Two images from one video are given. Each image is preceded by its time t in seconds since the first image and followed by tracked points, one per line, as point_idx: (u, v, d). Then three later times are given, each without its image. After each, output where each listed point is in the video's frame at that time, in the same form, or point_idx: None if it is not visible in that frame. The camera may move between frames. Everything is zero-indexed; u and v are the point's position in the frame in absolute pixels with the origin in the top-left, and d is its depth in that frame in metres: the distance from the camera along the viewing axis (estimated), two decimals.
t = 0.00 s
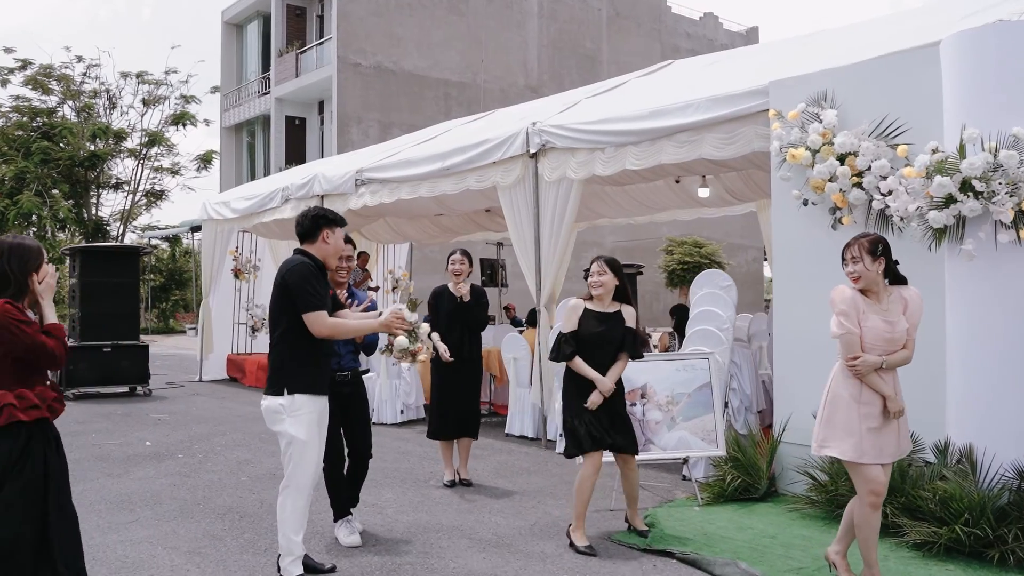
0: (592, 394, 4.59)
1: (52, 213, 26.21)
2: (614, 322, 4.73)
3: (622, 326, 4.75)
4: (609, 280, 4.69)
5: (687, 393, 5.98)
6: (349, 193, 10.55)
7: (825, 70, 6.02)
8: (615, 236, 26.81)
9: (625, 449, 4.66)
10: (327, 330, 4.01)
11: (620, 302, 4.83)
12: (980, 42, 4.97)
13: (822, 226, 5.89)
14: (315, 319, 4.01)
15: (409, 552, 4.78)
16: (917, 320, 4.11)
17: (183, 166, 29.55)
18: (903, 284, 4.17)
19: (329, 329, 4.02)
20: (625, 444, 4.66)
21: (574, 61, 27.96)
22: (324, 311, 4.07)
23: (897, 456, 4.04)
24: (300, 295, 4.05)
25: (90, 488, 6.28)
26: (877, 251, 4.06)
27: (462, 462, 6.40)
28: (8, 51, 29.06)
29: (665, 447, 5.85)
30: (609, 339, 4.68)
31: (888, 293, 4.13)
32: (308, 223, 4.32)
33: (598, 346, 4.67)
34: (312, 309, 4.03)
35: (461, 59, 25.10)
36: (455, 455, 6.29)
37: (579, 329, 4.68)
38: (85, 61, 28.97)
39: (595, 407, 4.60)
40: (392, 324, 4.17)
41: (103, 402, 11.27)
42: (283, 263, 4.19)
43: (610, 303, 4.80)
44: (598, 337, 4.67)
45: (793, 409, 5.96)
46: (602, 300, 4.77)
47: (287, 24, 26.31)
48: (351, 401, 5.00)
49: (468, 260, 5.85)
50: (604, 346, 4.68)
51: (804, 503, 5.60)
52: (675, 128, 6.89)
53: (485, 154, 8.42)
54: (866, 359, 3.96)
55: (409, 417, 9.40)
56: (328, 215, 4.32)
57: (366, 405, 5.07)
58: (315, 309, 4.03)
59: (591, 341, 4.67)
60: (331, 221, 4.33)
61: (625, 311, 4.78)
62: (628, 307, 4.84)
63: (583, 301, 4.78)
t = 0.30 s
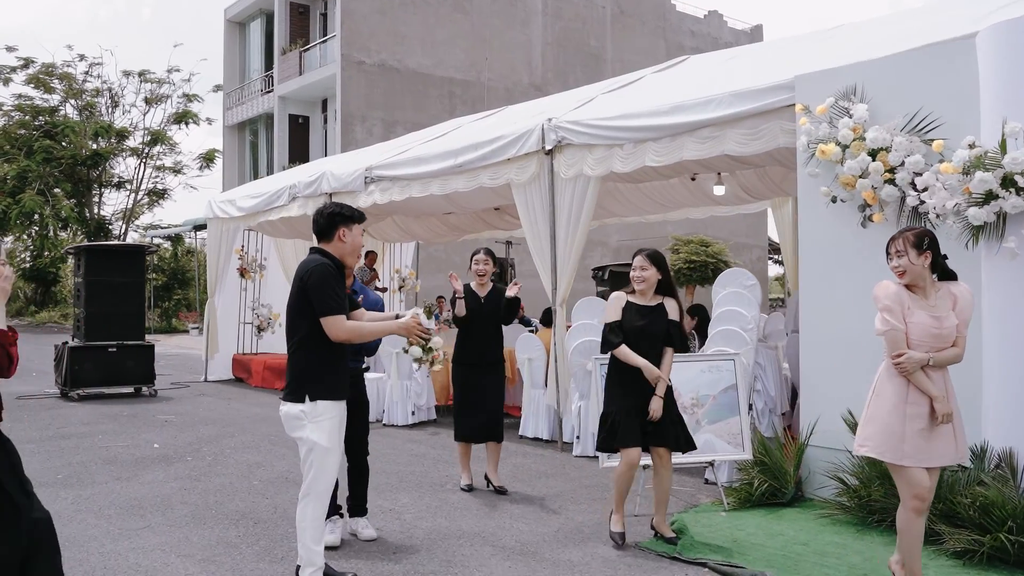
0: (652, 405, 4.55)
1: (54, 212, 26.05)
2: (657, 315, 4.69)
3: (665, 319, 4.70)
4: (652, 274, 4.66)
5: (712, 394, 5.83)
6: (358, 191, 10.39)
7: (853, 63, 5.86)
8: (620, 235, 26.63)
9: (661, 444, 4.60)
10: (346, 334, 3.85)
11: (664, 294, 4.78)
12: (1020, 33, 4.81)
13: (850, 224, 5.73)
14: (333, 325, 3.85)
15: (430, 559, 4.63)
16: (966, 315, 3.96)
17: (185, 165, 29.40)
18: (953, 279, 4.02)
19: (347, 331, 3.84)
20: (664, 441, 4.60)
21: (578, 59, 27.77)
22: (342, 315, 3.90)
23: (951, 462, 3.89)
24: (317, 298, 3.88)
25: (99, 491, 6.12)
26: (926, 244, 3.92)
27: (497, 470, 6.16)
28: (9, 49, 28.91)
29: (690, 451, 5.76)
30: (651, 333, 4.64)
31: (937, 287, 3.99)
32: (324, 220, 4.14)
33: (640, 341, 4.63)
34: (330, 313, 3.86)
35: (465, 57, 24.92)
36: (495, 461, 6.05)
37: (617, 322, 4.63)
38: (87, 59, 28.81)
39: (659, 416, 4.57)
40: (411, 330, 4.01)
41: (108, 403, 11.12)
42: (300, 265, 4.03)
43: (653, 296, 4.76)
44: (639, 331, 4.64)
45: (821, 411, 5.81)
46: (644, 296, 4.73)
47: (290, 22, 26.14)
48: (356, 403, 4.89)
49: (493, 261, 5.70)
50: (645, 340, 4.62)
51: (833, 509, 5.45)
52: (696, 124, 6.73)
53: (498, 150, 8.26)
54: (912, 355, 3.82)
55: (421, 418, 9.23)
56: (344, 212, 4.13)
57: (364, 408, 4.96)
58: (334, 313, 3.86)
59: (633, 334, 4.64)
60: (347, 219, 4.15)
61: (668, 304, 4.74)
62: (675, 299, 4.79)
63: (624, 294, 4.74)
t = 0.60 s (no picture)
0: (687, 405, 4.56)
1: (59, 211, 25.93)
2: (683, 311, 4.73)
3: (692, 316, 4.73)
4: (682, 275, 4.80)
5: (735, 397, 5.68)
6: (367, 189, 10.24)
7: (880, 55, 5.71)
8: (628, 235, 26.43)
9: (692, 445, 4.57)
10: (358, 334, 3.65)
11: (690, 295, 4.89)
12: None
13: (877, 221, 5.58)
14: (345, 324, 3.66)
15: (448, 567, 4.47)
16: (1011, 316, 3.79)
17: (191, 165, 29.27)
18: (997, 279, 3.85)
19: (355, 328, 3.65)
20: (695, 442, 4.57)
21: (585, 58, 27.58)
22: (354, 314, 3.71)
23: (995, 469, 3.72)
24: (327, 299, 3.70)
25: (106, 495, 5.98)
26: (968, 243, 3.76)
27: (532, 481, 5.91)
28: (14, 49, 28.81)
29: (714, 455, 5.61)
30: (677, 331, 4.64)
31: (980, 288, 3.82)
32: (334, 217, 3.95)
33: (667, 338, 4.65)
34: (341, 312, 3.67)
35: (472, 55, 24.74)
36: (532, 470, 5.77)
37: (654, 303, 4.62)
38: (92, 58, 28.69)
39: (694, 416, 4.56)
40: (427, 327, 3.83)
41: (114, 403, 10.97)
42: (311, 264, 3.85)
43: (681, 297, 4.85)
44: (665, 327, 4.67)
45: (847, 414, 5.65)
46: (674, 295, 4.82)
47: (296, 20, 25.99)
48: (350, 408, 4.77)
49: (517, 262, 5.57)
50: (671, 337, 4.64)
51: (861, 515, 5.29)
52: (716, 119, 6.58)
53: (512, 147, 8.11)
54: (949, 358, 3.67)
55: (432, 420, 9.09)
56: (353, 207, 3.92)
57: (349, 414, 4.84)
58: (345, 311, 3.68)
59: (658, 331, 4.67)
60: (358, 215, 3.94)
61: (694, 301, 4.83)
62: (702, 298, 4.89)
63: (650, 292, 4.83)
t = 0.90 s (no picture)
0: (716, 407, 4.38)
1: (70, 211, 25.89)
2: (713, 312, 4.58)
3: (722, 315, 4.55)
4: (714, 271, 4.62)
5: (764, 400, 5.52)
6: (379, 187, 10.07)
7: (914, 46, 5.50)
8: (640, 234, 26.23)
9: (721, 449, 4.36)
10: (372, 334, 3.33)
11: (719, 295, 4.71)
12: None
13: (910, 218, 5.38)
14: (358, 321, 3.35)
15: None
16: None
17: (200, 164, 29.20)
18: None
19: (374, 332, 3.33)
20: (723, 446, 4.38)
21: (596, 55, 27.36)
22: (369, 314, 3.40)
23: None
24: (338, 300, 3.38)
25: (116, 500, 5.83)
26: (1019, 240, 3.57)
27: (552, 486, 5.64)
28: (25, 49, 28.78)
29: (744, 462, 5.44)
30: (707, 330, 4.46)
31: None
32: (341, 213, 3.56)
33: (696, 339, 4.47)
34: (353, 311, 3.36)
35: (482, 53, 24.56)
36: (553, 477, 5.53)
37: (681, 305, 4.46)
38: (102, 57, 28.63)
39: (723, 417, 4.37)
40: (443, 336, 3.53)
41: (124, 405, 10.84)
42: (324, 265, 3.52)
43: (710, 297, 4.66)
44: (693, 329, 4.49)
45: (880, 417, 5.44)
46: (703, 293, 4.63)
47: (306, 19, 25.85)
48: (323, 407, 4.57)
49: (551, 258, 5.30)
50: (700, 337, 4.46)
51: (895, 522, 5.09)
52: (741, 114, 6.39)
53: (528, 143, 7.93)
54: (998, 358, 3.47)
55: (446, 422, 8.92)
56: (360, 202, 3.52)
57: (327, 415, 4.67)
58: (358, 310, 3.36)
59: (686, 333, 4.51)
60: (366, 210, 3.53)
61: (724, 298, 4.65)
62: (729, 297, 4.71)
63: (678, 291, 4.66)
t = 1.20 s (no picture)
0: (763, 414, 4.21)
1: (96, 212, 25.95)
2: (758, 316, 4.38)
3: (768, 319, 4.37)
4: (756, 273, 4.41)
5: (807, 406, 5.29)
6: (406, 186, 9.92)
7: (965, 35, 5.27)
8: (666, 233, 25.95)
9: (770, 456, 4.18)
10: (400, 338, 3.16)
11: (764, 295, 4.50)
12: None
13: (961, 215, 5.14)
14: (385, 323, 3.17)
15: None
16: None
17: (225, 165, 29.22)
18: None
19: (403, 334, 3.16)
20: (770, 454, 4.19)
21: (621, 53, 27.09)
22: (398, 316, 3.22)
23: None
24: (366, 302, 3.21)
25: (139, 507, 5.70)
26: None
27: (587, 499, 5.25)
28: (51, 51, 28.91)
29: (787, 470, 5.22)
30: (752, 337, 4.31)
31: None
32: (367, 212, 3.38)
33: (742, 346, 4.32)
34: (379, 314, 3.18)
35: (507, 52, 24.35)
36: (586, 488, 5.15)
37: (712, 326, 4.30)
38: (127, 59, 28.69)
39: (772, 423, 4.20)
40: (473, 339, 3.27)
41: (149, 407, 10.76)
42: (352, 266, 3.35)
43: (755, 297, 4.48)
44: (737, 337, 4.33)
45: (930, 423, 5.21)
46: (744, 296, 4.44)
47: (330, 18, 25.76)
48: (303, 410, 4.45)
49: (598, 256, 4.89)
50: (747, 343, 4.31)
51: (947, 533, 4.86)
52: (782, 107, 6.17)
53: (558, 140, 7.74)
54: None
55: (474, 425, 8.77)
56: (384, 199, 3.33)
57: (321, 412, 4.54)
58: (385, 313, 3.19)
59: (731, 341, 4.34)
60: (390, 208, 3.34)
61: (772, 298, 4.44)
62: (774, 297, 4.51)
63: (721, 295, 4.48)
